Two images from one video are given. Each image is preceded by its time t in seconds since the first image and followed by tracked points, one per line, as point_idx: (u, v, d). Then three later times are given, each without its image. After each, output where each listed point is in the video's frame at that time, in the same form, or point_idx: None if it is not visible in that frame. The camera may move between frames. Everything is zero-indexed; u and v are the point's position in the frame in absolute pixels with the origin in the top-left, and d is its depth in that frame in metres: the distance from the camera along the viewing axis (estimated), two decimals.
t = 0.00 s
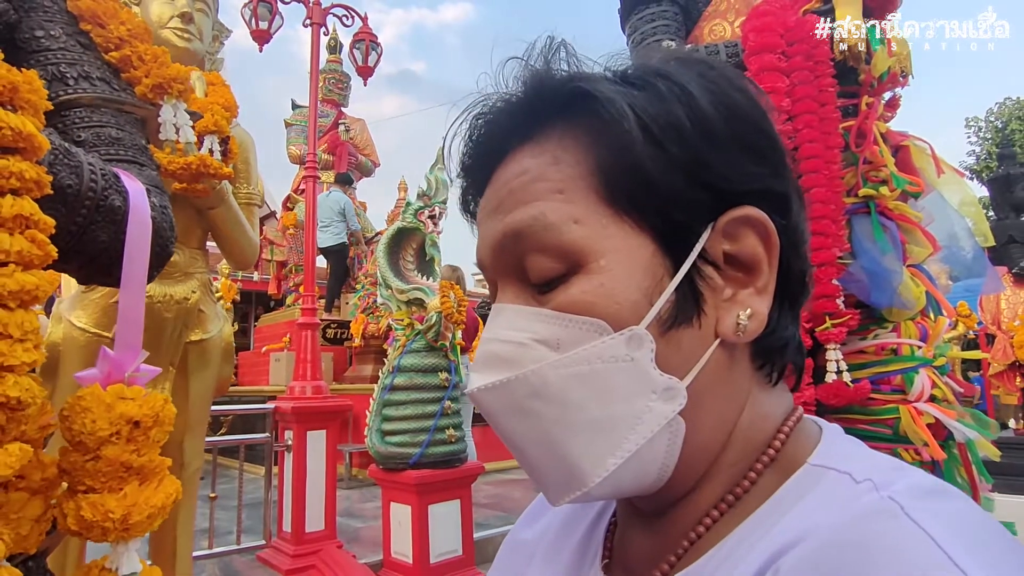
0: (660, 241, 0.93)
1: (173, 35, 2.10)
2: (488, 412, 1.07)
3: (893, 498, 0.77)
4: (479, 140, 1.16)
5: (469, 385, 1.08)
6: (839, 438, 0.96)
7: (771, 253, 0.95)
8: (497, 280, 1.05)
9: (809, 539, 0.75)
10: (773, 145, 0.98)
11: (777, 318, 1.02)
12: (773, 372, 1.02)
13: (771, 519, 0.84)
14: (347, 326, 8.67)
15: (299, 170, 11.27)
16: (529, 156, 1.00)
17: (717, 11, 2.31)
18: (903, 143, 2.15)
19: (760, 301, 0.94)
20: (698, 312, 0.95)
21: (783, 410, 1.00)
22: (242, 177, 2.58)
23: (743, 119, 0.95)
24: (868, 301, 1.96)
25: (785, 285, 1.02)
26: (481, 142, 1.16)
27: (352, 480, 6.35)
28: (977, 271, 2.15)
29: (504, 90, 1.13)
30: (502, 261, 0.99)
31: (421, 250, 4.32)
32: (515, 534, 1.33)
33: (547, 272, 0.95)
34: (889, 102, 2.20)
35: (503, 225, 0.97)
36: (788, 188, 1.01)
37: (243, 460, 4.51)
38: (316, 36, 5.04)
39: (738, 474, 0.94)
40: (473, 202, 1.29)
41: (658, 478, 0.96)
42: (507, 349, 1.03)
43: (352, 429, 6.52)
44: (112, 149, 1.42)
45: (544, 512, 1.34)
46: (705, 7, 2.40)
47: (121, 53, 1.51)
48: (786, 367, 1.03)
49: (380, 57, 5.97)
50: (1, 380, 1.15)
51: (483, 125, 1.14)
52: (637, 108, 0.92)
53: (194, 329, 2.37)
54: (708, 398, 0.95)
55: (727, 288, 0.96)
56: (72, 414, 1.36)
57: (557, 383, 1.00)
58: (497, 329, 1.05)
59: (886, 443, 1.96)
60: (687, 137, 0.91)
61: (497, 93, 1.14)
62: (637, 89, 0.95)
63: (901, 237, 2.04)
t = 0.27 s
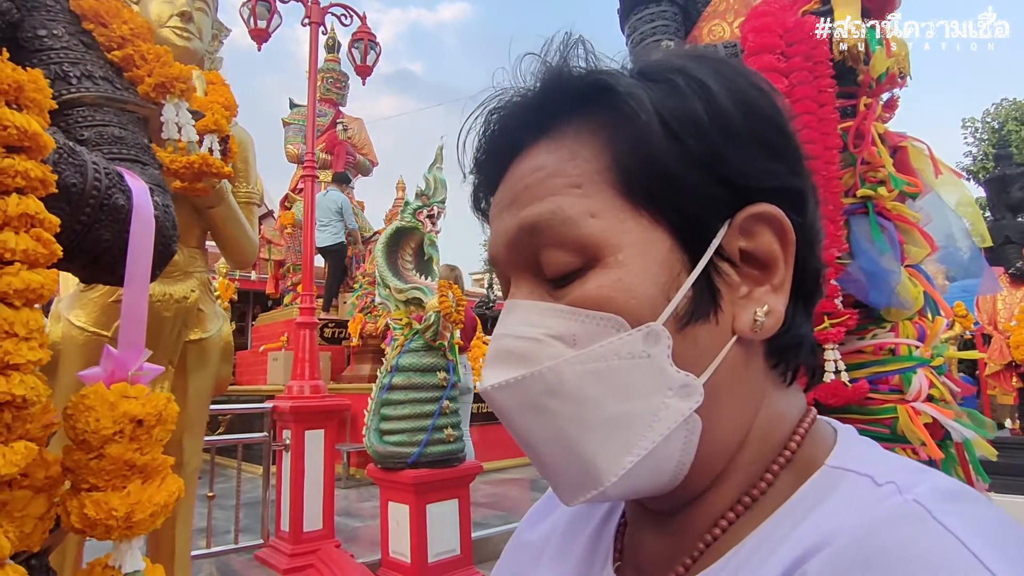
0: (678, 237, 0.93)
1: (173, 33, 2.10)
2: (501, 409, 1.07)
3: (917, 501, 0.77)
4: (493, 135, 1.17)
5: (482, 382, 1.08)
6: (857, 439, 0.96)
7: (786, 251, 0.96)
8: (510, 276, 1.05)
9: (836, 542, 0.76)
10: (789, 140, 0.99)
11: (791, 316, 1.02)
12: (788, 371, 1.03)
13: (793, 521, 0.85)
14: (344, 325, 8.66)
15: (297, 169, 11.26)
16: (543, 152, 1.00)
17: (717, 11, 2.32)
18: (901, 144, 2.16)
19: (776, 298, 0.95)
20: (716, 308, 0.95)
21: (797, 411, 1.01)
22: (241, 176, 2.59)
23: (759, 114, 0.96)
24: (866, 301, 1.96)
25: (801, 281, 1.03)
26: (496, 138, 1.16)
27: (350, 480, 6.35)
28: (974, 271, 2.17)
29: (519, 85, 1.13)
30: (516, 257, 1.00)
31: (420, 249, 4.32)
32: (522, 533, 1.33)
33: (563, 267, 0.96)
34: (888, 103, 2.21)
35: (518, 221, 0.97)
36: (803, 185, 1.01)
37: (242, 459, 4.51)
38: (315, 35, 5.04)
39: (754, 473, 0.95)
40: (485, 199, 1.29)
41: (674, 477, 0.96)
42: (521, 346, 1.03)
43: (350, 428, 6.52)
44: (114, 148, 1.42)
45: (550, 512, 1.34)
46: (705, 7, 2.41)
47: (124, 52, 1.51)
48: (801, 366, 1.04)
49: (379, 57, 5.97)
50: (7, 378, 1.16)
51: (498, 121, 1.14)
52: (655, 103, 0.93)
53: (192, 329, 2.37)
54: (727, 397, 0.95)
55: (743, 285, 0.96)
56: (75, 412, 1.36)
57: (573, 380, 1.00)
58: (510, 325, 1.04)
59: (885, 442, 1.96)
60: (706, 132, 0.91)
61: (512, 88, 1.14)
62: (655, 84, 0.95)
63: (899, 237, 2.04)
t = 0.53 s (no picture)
0: (680, 236, 0.94)
1: (172, 33, 2.10)
2: (503, 406, 1.07)
3: (916, 503, 0.78)
4: (496, 136, 1.17)
5: (484, 379, 1.09)
6: (856, 440, 0.97)
7: (787, 248, 0.97)
8: (512, 275, 1.06)
9: (835, 544, 0.77)
10: (790, 138, 1.00)
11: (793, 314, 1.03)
12: (788, 371, 1.03)
13: (793, 523, 0.85)
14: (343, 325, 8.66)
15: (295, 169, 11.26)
16: (546, 151, 1.01)
17: (715, 12, 2.33)
18: (898, 145, 2.17)
19: (777, 295, 0.96)
20: (717, 304, 0.96)
21: (797, 410, 1.02)
22: (241, 176, 2.59)
23: (760, 113, 0.96)
24: (863, 301, 1.98)
25: (802, 279, 1.04)
26: (499, 138, 1.17)
27: (348, 479, 6.36)
28: (970, 272, 2.18)
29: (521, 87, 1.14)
30: (518, 255, 1.01)
31: (418, 249, 4.32)
32: (523, 533, 1.34)
33: (565, 264, 0.97)
34: (885, 104, 2.22)
35: (519, 219, 0.98)
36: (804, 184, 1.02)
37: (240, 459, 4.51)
38: (313, 35, 5.04)
39: (754, 471, 0.96)
40: (488, 200, 1.30)
41: (674, 475, 0.97)
42: (522, 343, 1.04)
43: (348, 428, 6.52)
44: (117, 148, 1.43)
45: (551, 512, 1.35)
46: (704, 8, 2.42)
47: (126, 53, 1.52)
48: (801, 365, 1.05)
49: (377, 57, 5.97)
50: (14, 377, 1.17)
51: (501, 122, 1.15)
52: (657, 102, 0.94)
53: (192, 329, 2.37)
54: (727, 394, 0.96)
55: (744, 282, 0.97)
56: (79, 412, 1.37)
57: (575, 375, 1.01)
58: (512, 322, 1.05)
59: (881, 442, 1.98)
60: (708, 131, 0.92)
61: (514, 90, 1.14)
62: (656, 84, 0.96)
63: (896, 238, 2.05)
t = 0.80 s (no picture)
0: (674, 237, 0.95)
1: (171, 33, 2.10)
2: (497, 412, 1.07)
3: (905, 504, 0.78)
4: (489, 136, 1.17)
5: (477, 384, 1.09)
6: (848, 440, 0.98)
7: (779, 249, 0.97)
8: (505, 277, 1.07)
9: (824, 545, 0.77)
10: (782, 138, 1.00)
11: (786, 317, 1.03)
12: (782, 371, 1.04)
13: (784, 523, 0.86)
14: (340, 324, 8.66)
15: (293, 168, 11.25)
16: (540, 152, 1.01)
17: (713, 14, 2.34)
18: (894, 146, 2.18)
19: (769, 297, 0.96)
20: (709, 307, 0.96)
21: (790, 412, 1.02)
22: (239, 176, 2.61)
23: (753, 114, 0.97)
24: (859, 302, 1.99)
25: (795, 281, 1.04)
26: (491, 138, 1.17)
27: (345, 479, 6.36)
28: (965, 272, 2.19)
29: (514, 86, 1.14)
30: (512, 257, 1.01)
31: (416, 249, 4.31)
32: (518, 534, 1.35)
33: (558, 267, 0.97)
34: (882, 105, 2.23)
35: (513, 223, 0.99)
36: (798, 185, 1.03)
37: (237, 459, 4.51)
38: (311, 35, 5.04)
39: (748, 474, 0.96)
40: (480, 201, 1.30)
41: (668, 479, 0.98)
42: (515, 347, 1.04)
43: (345, 428, 6.52)
44: (119, 149, 1.43)
45: (546, 512, 1.36)
46: (701, 10, 2.43)
47: (127, 54, 1.52)
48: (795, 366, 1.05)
49: (376, 56, 5.97)
50: (18, 377, 1.17)
51: (494, 121, 1.15)
52: (651, 102, 0.94)
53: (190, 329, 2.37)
54: (722, 396, 0.97)
55: (736, 284, 0.98)
56: (82, 411, 1.38)
57: (568, 379, 1.01)
58: (505, 326, 1.06)
59: (877, 442, 1.99)
60: (702, 131, 0.93)
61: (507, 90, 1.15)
62: (650, 85, 0.97)
63: (892, 239, 2.07)
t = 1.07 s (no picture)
0: (667, 234, 0.95)
1: (171, 32, 2.10)
2: (488, 403, 1.07)
3: (895, 501, 0.79)
4: (484, 132, 1.17)
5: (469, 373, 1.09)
6: (839, 437, 0.99)
7: (774, 250, 0.98)
8: (499, 269, 1.08)
9: (813, 541, 0.78)
10: (776, 138, 1.01)
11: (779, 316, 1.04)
12: (776, 368, 1.05)
13: (775, 520, 0.87)
14: (339, 324, 8.66)
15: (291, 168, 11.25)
16: (537, 147, 1.01)
17: (711, 14, 2.35)
18: (892, 147, 2.19)
19: (762, 297, 0.97)
20: (702, 305, 0.97)
21: (782, 410, 1.03)
22: (238, 175, 2.61)
23: (746, 113, 0.98)
24: (857, 301, 2.00)
25: (789, 281, 1.05)
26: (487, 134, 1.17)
27: (343, 479, 6.35)
28: (964, 273, 2.19)
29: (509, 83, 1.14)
30: (505, 250, 1.02)
31: (415, 249, 4.31)
32: (512, 533, 1.35)
33: (551, 261, 0.98)
34: (880, 105, 2.24)
35: (506, 215, 0.99)
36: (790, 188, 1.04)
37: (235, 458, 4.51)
38: (310, 34, 5.04)
39: (739, 472, 0.97)
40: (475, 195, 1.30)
41: (657, 473, 0.98)
42: (507, 339, 1.04)
43: (343, 428, 6.52)
44: (120, 148, 1.43)
45: (539, 511, 1.37)
46: (700, 10, 2.43)
47: (128, 53, 1.52)
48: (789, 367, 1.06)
49: (374, 56, 5.98)
50: (21, 374, 1.17)
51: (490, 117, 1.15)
52: (644, 102, 0.95)
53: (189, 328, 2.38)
54: (715, 392, 0.97)
55: (730, 283, 0.98)
56: (84, 409, 1.38)
57: (559, 372, 1.01)
58: (498, 317, 1.06)
59: (874, 441, 1.99)
60: (693, 131, 0.93)
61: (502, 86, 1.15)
62: (643, 83, 0.97)
63: (890, 239, 2.07)
